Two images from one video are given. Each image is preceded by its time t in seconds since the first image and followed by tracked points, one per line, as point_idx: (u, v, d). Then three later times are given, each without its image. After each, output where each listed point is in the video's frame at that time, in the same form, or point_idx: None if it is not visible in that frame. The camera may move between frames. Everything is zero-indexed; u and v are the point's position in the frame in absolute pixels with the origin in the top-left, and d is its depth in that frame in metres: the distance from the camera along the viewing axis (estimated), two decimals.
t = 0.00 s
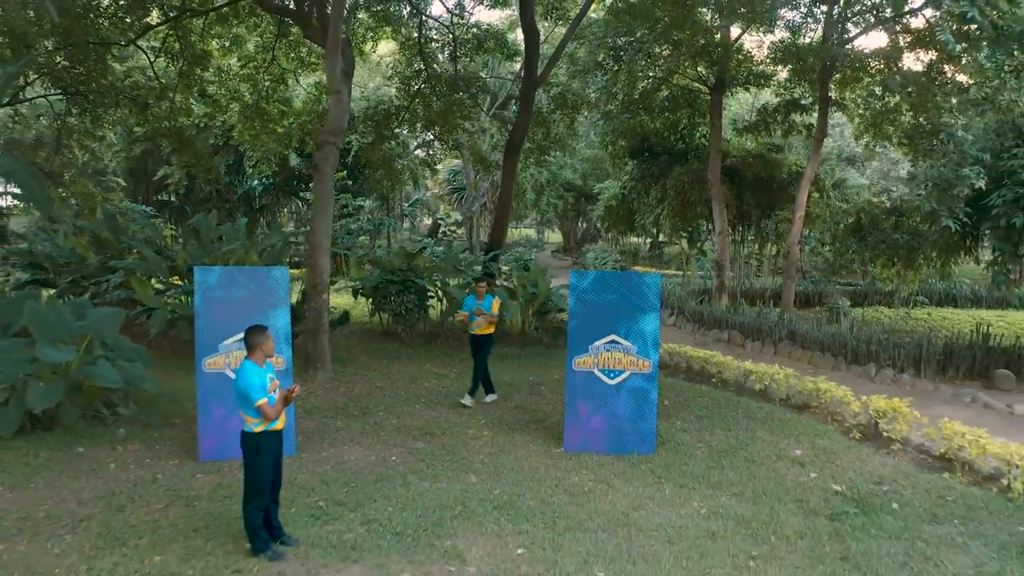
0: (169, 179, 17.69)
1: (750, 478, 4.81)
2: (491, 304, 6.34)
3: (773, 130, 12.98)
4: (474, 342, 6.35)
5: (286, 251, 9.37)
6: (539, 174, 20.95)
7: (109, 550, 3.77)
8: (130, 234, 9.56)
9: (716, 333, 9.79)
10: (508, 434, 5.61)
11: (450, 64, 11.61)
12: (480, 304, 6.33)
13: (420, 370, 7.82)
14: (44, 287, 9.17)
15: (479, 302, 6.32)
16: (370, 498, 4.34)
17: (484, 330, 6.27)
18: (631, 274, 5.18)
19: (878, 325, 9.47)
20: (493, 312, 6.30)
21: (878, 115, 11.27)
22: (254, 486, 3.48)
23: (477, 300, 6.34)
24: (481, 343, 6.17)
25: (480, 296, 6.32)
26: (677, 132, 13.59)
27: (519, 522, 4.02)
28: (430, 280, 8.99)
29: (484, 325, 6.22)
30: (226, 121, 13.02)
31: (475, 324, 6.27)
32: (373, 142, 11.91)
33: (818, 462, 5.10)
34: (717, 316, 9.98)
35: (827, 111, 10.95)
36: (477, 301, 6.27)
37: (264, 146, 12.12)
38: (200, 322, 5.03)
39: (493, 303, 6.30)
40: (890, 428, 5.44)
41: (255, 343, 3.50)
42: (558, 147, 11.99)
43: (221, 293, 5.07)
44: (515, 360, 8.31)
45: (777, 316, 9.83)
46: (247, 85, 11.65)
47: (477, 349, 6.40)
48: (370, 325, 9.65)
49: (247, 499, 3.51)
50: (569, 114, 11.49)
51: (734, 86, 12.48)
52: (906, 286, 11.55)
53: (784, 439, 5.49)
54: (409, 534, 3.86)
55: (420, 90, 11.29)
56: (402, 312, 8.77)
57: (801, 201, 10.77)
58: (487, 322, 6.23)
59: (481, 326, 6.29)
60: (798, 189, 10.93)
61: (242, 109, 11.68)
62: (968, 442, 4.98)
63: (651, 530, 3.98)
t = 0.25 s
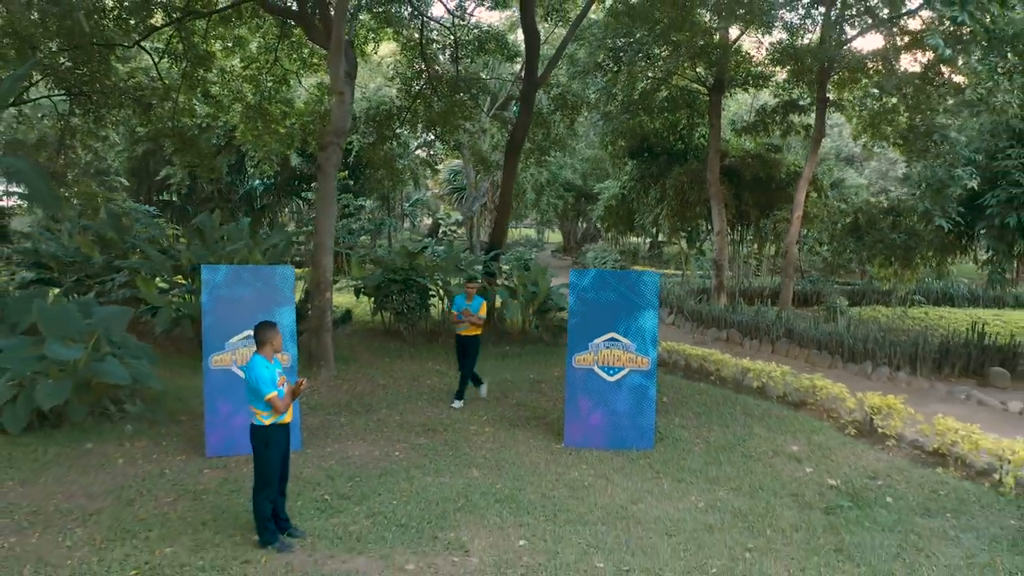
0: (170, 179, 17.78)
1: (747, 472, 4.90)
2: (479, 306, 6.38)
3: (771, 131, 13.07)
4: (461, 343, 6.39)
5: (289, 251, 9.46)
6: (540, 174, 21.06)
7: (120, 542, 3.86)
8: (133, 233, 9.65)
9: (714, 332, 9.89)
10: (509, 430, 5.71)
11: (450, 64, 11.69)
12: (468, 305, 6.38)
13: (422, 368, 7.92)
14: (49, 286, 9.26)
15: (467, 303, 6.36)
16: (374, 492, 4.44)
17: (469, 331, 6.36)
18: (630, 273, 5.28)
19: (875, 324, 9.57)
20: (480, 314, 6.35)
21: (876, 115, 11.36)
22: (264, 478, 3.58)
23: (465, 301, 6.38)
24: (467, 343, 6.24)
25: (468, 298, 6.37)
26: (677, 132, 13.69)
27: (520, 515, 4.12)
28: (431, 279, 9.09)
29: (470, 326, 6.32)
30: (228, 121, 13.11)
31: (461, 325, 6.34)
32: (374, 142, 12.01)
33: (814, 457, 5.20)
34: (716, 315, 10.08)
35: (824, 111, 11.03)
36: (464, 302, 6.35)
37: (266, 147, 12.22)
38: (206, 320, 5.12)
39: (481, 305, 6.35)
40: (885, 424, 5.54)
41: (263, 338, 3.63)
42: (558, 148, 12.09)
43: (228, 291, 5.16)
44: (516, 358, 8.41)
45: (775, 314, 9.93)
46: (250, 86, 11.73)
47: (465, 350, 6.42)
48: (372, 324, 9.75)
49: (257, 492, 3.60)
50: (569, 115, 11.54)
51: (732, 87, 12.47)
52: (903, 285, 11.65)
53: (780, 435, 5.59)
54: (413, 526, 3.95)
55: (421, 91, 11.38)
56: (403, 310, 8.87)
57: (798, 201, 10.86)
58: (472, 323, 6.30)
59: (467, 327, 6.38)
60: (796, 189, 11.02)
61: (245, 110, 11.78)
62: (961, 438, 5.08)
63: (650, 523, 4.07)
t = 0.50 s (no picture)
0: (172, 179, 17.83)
1: (746, 470, 4.95)
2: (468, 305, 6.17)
3: (770, 131, 13.11)
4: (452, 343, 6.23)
5: (290, 251, 9.51)
6: (540, 175, 21.10)
7: (126, 538, 3.91)
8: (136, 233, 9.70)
9: (714, 331, 9.94)
10: (510, 428, 5.76)
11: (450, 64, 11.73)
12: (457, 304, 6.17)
13: (422, 367, 7.96)
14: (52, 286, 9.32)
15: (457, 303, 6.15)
16: (376, 489, 4.49)
17: (458, 331, 6.20)
18: (628, 272, 5.33)
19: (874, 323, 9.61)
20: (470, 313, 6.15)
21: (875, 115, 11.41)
22: (270, 473, 3.63)
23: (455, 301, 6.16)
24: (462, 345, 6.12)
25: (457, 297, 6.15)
26: (676, 132, 13.74)
27: (521, 511, 4.17)
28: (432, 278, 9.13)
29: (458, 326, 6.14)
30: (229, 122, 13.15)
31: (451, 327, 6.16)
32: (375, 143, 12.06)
33: (812, 455, 5.25)
34: (715, 315, 10.13)
35: (823, 112, 11.08)
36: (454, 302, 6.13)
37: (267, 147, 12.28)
38: (211, 318, 5.20)
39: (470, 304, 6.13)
40: (883, 423, 5.58)
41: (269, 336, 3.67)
42: (558, 148, 12.13)
43: (231, 290, 5.21)
44: (516, 358, 8.45)
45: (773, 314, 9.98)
46: (251, 86, 11.77)
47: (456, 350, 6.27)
48: (373, 323, 9.79)
49: (264, 488, 3.66)
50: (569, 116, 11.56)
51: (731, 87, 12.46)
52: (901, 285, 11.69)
53: (779, 433, 5.64)
54: (415, 522, 4.00)
55: (421, 91, 11.42)
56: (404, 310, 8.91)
57: (797, 201, 10.91)
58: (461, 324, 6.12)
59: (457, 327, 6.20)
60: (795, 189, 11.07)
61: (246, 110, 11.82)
62: (957, 435, 5.11)
63: (648, 519, 4.12)
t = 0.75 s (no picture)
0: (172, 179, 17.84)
1: (745, 469, 4.97)
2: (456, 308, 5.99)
3: (769, 131, 13.13)
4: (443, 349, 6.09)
5: (290, 251, 9.53)
6: (539, 175, 21.12)
7: (127, 537, 3.93)
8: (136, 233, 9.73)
9: (713, 332, 9.96)
10: (509, 428, 5.78)
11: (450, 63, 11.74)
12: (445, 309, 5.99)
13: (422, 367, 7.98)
14: (53, 286, 9.34)
15: (445, 307, 5.96)
16: (377, 488, 4.51)
17: (449, 336, 6.06)
18: (627, 273, 5.35)
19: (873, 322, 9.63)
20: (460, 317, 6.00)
21: (874, 115, 11.43)
22: (273, 472, 3.66)
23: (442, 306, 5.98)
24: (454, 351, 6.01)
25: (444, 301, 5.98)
26: (675, 132, 13.76)
27: (521, 510, 4.19)
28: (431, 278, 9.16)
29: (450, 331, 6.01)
30: (229, 122, 13.16)
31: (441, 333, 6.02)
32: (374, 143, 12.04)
33: (811, 454, 5.27)
34: (715, 315, 10.15)
35: (822, 112, 11.11)
36: (442, 307, 5.95)
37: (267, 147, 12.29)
38: (211, 318, 5.21)
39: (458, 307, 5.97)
40: (881, 422, 5.60)
41: (272, 334, 3.66)
42: (557, 148, 12.15)
43: (231, 290, 5.22)
44: (516, 357, 8.48)
45: (772, 313, 10.00)
46: (251, 86, 11.79)
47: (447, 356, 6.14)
48: (373, 324, 9.82)
49: (268, 486, 3.69)
50: (569, 116, 11.59)
51: (730, 88, 12.52)
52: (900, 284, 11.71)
53: (777, 433, 5.67)
54: (415, 521, 4.02)
55: (421, 92, 11.44)
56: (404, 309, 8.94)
57: (795, 201, 10.95)
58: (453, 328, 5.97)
59: (447, 333, 6.05)
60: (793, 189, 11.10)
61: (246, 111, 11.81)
62: (956, 434, 5.11)
63: (648, 518, 4.14)
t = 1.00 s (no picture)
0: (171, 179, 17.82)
1: (745, 469, 4.97)
2: (448, 306, 5.84)
3: (769, 130, 13.13)
4: (430, 350, 5.83)
5: (290, 251, 9.52)
6: (539, 175, 21.12)
7: (127, 537, 3.93)
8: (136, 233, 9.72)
9: (713, 331, 9.96)
10: (509, 427, 5.79)
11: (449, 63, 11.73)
12: (435, 306, 5.80)
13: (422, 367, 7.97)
14: (52, 286, 9.35)
15: (435, 305, 5.78)
16: (377, 488, 4.51)
17: (438, 335, 5.82)
18: (627, 273, 5.36)
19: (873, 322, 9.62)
20: (450, 314, 5.83)
21: (874, 115, 11.43)
22: (268, 472, 3.69)
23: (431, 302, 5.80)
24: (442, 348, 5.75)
25: (434, 297, 5.80)
26: (675, 132, 13.76)
27: (521, 510, 4.20)
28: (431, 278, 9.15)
29: (440, 329, 5.78)
30: (229, 121, 13.15)
31: (428, 333, 5.78)
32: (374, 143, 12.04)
33: (810, 454, 5.27)
34: (714, 315, 10.16)
35: (822, 112, 11.10)
36: (431, 303, 5.75)
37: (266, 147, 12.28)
38: (211, 318, 5.21)
39: (449, 304, 5.83)
40: (881, 422, 5.61)
41: (265, 334, 3.69)
42: (557, 147, 12.15)
43: (230, 291, 5.23)
44: (516, 357, 8.48)
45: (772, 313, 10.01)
46: (251, 86, 11.78)
47: (435, 357, 5.89)
48: (373, 324, 9.82)
49: (262, 484, 3.74)
50: (569, 116, 11.60)
51: (730, 88, 12.52)
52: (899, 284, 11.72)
53: (777, 432, 5.67)
54: (415, 521, 4.02)
55: (421, 92, 11.44)
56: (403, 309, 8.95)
57: (795, 200, 10.95)
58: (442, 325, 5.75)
59: (436, 331, 5.82)
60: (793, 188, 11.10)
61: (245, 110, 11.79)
62: (955, 434, 5.11)
63: (647, 518, 4.14)
